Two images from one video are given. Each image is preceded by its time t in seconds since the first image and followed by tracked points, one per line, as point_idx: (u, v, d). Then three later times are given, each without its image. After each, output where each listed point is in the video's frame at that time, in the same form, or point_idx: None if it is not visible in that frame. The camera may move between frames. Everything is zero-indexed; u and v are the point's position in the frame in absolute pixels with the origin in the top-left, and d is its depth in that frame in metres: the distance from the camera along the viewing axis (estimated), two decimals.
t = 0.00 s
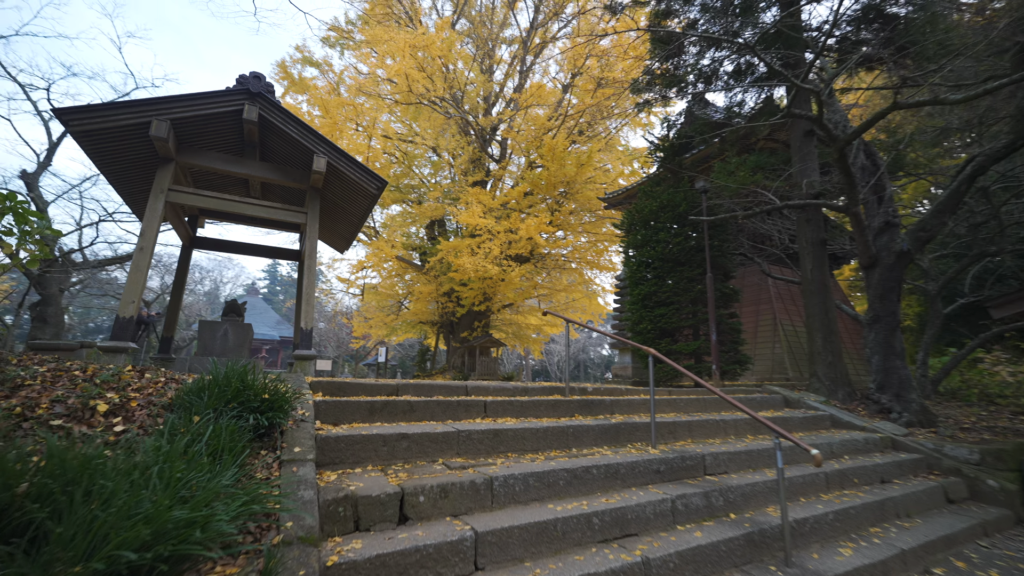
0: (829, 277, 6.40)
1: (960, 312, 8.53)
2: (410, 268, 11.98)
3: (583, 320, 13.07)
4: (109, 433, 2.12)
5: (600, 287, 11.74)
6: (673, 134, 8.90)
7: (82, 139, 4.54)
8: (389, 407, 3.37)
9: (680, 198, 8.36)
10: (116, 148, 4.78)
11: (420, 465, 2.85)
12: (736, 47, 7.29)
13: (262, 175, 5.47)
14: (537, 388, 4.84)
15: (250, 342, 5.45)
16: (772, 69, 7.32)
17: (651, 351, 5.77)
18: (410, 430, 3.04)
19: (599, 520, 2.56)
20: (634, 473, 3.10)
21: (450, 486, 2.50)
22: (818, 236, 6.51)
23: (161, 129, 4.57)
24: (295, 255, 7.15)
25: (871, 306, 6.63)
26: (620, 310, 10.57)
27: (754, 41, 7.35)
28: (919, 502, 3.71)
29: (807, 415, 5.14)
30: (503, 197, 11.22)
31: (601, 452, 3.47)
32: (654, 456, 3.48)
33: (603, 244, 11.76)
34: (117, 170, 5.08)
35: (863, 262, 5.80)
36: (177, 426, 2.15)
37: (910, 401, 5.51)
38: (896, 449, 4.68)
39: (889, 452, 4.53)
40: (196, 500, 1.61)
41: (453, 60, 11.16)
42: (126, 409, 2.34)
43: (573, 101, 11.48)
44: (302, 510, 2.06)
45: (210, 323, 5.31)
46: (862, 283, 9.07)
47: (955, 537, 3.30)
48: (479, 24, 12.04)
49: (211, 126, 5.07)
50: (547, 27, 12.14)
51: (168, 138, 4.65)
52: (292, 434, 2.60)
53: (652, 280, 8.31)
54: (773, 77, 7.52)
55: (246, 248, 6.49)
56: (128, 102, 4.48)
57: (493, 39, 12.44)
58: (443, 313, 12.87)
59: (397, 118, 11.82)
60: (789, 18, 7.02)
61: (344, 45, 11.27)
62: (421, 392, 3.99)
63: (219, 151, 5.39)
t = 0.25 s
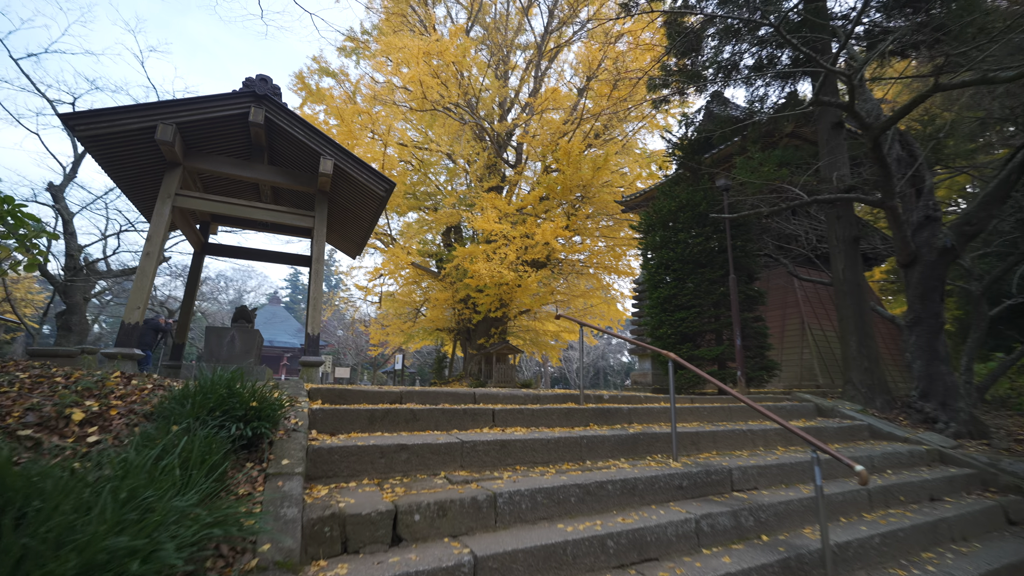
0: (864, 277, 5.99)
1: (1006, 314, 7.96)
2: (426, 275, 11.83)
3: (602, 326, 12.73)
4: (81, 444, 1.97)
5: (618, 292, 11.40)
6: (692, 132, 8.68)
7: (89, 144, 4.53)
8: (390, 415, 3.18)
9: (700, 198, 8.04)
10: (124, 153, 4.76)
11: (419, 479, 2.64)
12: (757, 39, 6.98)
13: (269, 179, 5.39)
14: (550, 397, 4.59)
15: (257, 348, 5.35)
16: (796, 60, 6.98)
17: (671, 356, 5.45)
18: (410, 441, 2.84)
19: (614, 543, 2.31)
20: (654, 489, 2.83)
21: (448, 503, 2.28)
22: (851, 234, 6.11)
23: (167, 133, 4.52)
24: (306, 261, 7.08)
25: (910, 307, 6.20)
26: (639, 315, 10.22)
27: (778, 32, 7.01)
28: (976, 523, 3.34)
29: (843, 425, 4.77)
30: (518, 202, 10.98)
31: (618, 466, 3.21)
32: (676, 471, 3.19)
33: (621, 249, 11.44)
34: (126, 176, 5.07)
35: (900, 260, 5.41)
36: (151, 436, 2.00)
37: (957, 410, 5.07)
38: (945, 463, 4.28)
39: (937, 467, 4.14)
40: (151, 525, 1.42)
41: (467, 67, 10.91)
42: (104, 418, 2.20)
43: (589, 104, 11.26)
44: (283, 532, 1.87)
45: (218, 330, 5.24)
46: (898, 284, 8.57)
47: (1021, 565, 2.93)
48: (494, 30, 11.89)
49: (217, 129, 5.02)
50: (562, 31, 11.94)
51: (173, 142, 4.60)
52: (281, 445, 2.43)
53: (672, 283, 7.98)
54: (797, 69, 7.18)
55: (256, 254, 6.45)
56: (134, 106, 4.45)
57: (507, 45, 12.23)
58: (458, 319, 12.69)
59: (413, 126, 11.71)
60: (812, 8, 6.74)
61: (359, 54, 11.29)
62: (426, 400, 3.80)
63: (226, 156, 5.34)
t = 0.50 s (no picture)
0: (897, 283, 5.60)
1: None
2: (439, 284, 11.66)
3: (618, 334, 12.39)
4: (44, 469, 1.81)
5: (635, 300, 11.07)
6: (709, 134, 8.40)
7: (93, 154, 4.49)
8: (389, 431, 2.99)
9: (719, 201, 7.74)
10: (128, 163, 4.71)
11: (417, 505, 2.43)
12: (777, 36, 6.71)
13: (274, 187, 5.29)
14: (562, 410, 4.33)
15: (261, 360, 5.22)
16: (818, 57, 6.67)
17: (692, 367, 5.14)
18: (408, 461, 2.64)
19: None
20: (675, 517, 2.56)
21: (445, 533, 2.07)
22: (882, 237, 5.74)
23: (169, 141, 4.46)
24: (314, 270, 6.99)
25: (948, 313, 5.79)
26: (656, 324, 9.90)
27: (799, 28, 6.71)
28: None
29: (880, 441, 4.41)
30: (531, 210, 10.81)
31: (635, 489, 2.95)
32: (698, 493, 2.93)
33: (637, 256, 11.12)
34: (132, 186, 5.03)
35: (938, 263, 5.05)
36: (119, 460, 1.83)
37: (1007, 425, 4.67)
38: (998, 485, 3.93)
39: (990, 489, 3.77)
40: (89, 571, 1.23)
41: (478, 75, 10.71)
42: (76, 439, 2.04)
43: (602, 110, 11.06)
44: (256, 570, 1.67)
45: (222, 341, 5.13)
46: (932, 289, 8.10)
47: None
48: (507, 39, 11.76)
49: (222, 137, 4.95)
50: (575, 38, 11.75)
51: (176, 151, 4.54)
52: (267, 468, 2.25)
53: (690, 290, 7.67)
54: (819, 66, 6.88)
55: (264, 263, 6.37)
56: (138, 114, 4.40)
57: (519, 54, 12.09)
58: (472, 329, 12.49)
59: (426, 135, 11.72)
60: None
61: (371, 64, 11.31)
62: (430, 415, 3.60)
63: (231, 164, 5.27)
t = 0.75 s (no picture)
0: (924, 285, 5.30)
1: None
2: (447, 290, 11.47)
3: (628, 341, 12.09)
4: None
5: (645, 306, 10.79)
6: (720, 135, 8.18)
7: (87, 154, 4.38)
8: (383, 442, 2.78)
9: (732, 202, 7.48)
10: (124, 164, 4.60)
11: (409, 525, 2.21)
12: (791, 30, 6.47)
13: (272, 189, 5.14)
14: (569, 420, 4.09)
15: (258, 366, 5.05)
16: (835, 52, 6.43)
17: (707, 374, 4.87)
18: (401, 475, 2.43)
19: None
20: (694, 538, 2.33)
21: (437, 557, 1.86)
22: (907, 236, 5.45)
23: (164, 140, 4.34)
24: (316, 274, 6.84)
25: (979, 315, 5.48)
26: (667, 330, 9.61)
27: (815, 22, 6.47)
28: None
29: (912, 453, 4.11)
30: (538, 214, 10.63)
31: (649, 505, 2.71)
32: (718, 512, 2.68)
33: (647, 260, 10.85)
34: (128, 188, 4.92)
35: (968, 263, 4.76)
36: (71, 476, 1.64)
37: None
38: None
39: None
40: None
41: (485, 80, 10.57)
42: (33, 451, 1.87)
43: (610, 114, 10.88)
44: None
45: (218, 347, 4.97)
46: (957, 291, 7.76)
47: None
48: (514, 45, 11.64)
49: (220, 137, 4.84)
50: (582, 43, 11.61)
51: (172, 151, 4.42)
52: (244, 483, 2.04)
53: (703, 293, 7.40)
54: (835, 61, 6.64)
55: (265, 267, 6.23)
56: (133, 113, 4.30)
57: (526, 59, 12.05)
58: (478, 335, 12.28)
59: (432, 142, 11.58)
60: None
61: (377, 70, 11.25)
62: (428, 425, 3.39)
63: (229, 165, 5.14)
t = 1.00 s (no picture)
0: (945, 289, 5.06)
1: None
2: (449, 294, 11.27)
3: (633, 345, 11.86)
4: None
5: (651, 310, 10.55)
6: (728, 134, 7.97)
7: (73, 152, 4.22)
8: (374, 456, 2.58)
9: (742, 203, 7.26)
10: (112, 162, 4.44)
11: (398, 552, 2.01)
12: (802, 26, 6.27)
13: (266, 189, 4.97)
14: (574, 431, 3.88)
15: (250, 373, 4.87)
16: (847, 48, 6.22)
17: (719, 381, 4.65)
18: (391, 495, 2.22)
19: None
20: (712, 567, 2.11)
21: None
22: (927, 237, 5.20)
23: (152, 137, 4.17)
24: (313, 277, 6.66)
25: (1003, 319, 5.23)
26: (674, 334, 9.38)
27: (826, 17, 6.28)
28: None
29: (940, 467, 3.86)
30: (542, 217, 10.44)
31: (660, 527, 2.50)
32: (735, 535, 2.45)
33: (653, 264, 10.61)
34: (117, 187, 4.75)
35: (994, 264, 4.52)
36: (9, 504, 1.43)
37: None
38: None
39: None
40: None
41: (489, 82, 10.36)
42: None
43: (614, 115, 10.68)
44: None
45: (208, 353, 4.79)
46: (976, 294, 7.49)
47: None
48: (517, 47, 11.48)
49: (212, 135, 4.66)
50: (586, 44, 11.42)
51: (161, 149, 4.25)
52: (215, 508, 1.84)
53: (712, 297, 7.17)
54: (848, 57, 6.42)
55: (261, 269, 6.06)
56: (120, 110, 4.13)
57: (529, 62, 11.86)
58: (481, 340, 12.07)
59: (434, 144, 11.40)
60: None
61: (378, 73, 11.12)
62: (424, 436, 3.18)
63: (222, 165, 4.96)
